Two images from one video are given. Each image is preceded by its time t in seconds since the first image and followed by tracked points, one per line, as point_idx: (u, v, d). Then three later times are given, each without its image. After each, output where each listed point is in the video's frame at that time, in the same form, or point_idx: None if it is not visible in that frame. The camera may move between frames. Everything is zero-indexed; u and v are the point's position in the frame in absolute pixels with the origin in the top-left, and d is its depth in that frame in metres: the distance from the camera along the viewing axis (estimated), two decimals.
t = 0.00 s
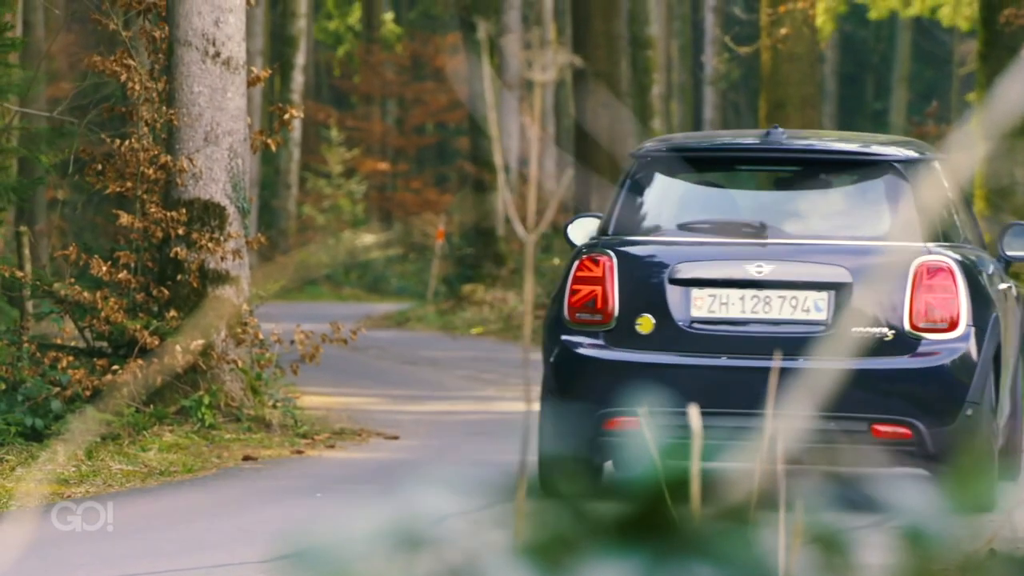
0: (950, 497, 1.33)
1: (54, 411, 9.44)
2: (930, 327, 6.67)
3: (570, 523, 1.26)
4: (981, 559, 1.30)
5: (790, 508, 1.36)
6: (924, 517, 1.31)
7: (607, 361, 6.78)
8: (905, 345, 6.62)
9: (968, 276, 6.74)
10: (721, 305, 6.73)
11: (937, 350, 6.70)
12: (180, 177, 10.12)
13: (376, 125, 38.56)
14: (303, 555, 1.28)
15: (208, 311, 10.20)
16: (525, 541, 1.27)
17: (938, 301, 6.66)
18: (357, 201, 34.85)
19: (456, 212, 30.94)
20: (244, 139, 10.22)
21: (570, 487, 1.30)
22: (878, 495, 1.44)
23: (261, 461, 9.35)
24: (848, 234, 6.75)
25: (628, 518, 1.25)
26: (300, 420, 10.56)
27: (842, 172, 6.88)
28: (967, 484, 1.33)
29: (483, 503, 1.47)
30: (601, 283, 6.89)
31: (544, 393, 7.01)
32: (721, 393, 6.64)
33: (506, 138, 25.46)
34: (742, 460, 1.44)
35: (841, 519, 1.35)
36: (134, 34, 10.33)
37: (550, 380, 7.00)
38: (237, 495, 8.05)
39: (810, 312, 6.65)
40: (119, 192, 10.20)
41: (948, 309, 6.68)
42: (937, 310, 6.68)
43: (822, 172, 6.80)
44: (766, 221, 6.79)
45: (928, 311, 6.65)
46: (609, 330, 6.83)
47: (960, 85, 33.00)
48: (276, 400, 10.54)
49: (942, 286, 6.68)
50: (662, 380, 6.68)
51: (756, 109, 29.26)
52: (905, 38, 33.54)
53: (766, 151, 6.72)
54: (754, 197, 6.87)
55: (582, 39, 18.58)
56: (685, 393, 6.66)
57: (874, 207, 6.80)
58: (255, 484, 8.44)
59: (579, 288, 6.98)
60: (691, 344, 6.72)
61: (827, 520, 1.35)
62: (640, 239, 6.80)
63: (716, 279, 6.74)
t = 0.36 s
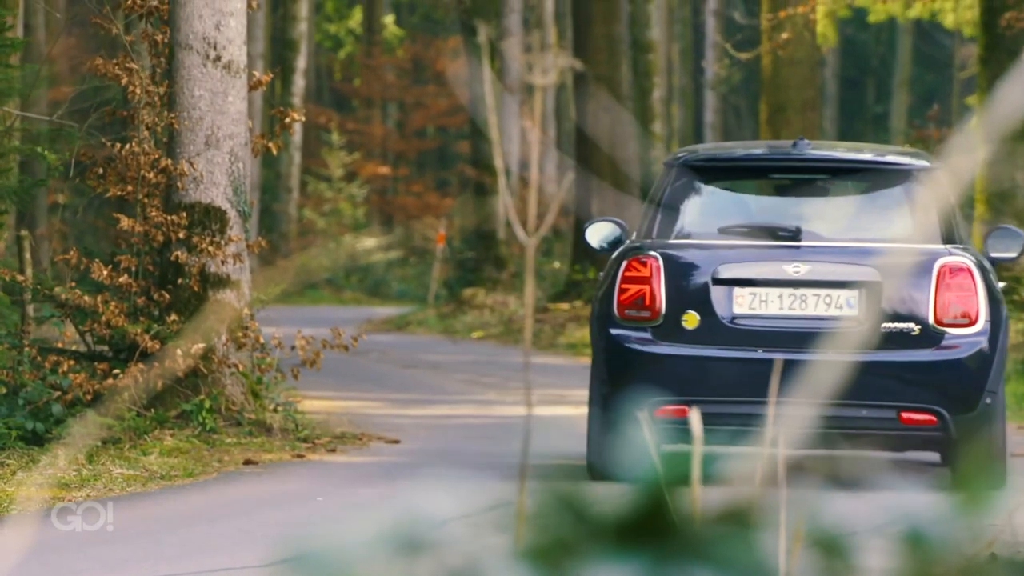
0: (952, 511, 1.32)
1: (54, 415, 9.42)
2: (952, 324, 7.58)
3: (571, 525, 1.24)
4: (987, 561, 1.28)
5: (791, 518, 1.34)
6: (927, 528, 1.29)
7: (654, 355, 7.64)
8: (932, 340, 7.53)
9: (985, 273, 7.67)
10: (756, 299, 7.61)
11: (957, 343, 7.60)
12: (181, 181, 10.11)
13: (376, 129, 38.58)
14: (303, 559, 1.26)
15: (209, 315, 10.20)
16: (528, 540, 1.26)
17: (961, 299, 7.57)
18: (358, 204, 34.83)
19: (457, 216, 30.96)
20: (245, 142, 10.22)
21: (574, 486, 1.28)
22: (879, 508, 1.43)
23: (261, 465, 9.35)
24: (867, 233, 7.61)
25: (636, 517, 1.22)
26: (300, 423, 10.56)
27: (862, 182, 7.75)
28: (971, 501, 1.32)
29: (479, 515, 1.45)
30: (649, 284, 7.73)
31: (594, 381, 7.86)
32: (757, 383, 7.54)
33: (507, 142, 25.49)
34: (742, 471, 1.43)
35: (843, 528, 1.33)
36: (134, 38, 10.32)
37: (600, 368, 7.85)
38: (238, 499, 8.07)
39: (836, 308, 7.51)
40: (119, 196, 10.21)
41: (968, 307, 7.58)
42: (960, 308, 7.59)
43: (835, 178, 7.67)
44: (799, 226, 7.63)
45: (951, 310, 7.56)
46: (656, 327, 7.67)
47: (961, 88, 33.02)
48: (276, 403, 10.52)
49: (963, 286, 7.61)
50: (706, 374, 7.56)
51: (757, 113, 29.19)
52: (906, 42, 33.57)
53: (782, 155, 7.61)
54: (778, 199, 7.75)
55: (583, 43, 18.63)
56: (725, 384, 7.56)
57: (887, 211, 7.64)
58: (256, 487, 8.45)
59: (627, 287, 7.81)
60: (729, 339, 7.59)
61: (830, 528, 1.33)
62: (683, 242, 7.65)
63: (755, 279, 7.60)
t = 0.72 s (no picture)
0: (955, 513, 1.31)
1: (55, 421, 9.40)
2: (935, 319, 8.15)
3: (572, 530, 1.21)
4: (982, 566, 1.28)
5: (792, 521, 1.33)
6: (926, 536, 1.29)
7: (666, 350, 8.19)
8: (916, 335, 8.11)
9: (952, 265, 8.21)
10: (757, 298, 8.16)
11: (937, 336, 8.17)
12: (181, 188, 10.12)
13: (377, 134, 38.57)
14: (304, 564, 1.26)
15: (210, 320, 10.18)
16: (531, 547, 1.24)
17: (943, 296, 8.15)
18: (359, 211, 34.83)
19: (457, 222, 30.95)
20: (245, 148, 10.22)
21: (578, 486, 1.26)
22: (877, 511, 1.44)
23: (262, 472, 9.34)
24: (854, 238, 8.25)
25: (637, 525, 1.21)
26: (301, 430, 10.54)
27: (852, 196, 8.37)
28: (972, 504, 1.31)
29: (481, 520, 1.45)
30: (657, 286, 8.28)
31: (606, 373, 8.41)
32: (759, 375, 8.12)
33: (507, 148, 25.49)
34: (741, 471, 1.43)
35: (845, 533, 1.32)
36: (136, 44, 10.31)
37: (613, 360, 8.41)
38: (238, 505, 8.08)
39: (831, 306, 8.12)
40: (120, 202, 10.21)
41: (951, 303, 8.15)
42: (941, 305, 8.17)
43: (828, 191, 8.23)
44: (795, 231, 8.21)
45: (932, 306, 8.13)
46: (668, 324, 8.21)
47: (961, 95, 32.97)
48: (277, 410, 10.50)
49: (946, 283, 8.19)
50: (713, 368, 8.12)
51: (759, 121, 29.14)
52: (906, 48, 33.55)
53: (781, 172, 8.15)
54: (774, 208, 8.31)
55: (583, 49, 18.65)
56: (733, 376, 8.12)
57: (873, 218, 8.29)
58: (256, 494, 8.45)
59: (638, 288, 8.38)
60: (734, 335, 8.14)
61: (832, 532, 1.32)
62: (688, 244, 8.22)
63: (757, 279, 8.18)
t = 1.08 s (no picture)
0: (960, 519, 1.21)
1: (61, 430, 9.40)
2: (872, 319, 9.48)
3: (575, 538, 1.16)
4: None
5: (797, 531, 1.27)
6: (932, 550, 1.21)
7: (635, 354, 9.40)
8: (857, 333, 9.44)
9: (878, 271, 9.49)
10: (714, 301, 9.31)
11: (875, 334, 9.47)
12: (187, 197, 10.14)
13: (382, 144, 38.62)
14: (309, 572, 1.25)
15: (215, 330, 10.20)
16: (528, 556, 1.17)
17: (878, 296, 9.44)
18: (365, 220, 34.87)
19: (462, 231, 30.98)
20: (251, 158, 10.24)
21: (585, 496, 1.22)
22: (885, 523, 1.37)
23: (268, 480, 9.35)
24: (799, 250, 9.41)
25: (635, 536, 1.15)
26: (307, 438, 10.48)
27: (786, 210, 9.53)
28: (974, 511, 1.19)
29: (487, 529, 1.44)
30: (624, 295, 9.46)
31: (580, 374, 9.57)
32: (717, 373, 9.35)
33: (513, 157, 25.52)
34: (746, 480, 1.36)
35: (852, 542, 1.28)
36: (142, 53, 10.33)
37: (586, 364, 9.59)
38: (241, 513, 8.09)
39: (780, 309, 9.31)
40: (126, 211, 10.23)
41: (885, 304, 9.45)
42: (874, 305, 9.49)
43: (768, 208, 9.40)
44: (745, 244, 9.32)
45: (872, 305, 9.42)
46: (635, 330, 9.40)
47: (966, 105, 32.99)
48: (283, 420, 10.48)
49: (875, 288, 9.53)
50: (678, 366, 9.34)
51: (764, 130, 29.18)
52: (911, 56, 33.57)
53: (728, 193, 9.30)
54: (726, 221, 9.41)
55: (588, 59, 18.71)
56: (695, 374, 9.32)
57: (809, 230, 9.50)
58: (262, 503, 8.46)
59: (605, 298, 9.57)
60: (694, 337, 9.35)
61: (841, 543, 1.27)
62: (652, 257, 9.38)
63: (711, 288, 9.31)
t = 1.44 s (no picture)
0: (976, 521, 1.21)
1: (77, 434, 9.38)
2: (787, 315, 10.54)
3: (591, 545, 1.16)
4: None
5: (813, 538, 1.27)
6: (947, 552, 1.19)
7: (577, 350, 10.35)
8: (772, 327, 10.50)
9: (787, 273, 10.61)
10: (646, 302, 10.37)
11: (788, 330, 10.56)
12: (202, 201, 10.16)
13: (398, 149, 38.61)
14: None
15: (231, 334, 10.15)
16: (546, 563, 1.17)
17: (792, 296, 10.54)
18: (380, 225, 34.88)
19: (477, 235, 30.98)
20: (266, 163, 10.27)
21: (600, 502, 1.23)
22: (900, 528, 1.36)
23: (283, 484, 9.34)
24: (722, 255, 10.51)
25: (654, 541, 1.14)
26: (321, 443, 10.48)
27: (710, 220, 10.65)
28: (991, 515, 1.20)
29: (503, 535, 1.44)
30: (568, 298, 10.38)
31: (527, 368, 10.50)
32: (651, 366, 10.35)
33: (527, 163, 25.52)
34: (756, 488, 1.36)
35: (870, 547, 1.26)
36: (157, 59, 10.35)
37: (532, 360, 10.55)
38: (256, 518, 8.09)
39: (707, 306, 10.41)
40: (141, 216, 10.24)
41: (798, 301, 10.53)
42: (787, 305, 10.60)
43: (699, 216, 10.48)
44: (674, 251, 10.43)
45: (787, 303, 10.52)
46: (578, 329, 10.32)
47: (982, 110, 32.91)
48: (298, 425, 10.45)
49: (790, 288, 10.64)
50: (619, 362, 10.29)
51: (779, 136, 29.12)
52: (925, 61, 33.52)
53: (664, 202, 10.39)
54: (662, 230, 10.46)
55: (602, 63, 18.70)
56: (633, 367, 10.29)
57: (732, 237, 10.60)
58: (277, 507, 8.46)
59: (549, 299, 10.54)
60: (630, 335, 10.34)
61: (857, 546, 1.26)
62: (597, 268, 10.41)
63: (646, 290, 10.36)
